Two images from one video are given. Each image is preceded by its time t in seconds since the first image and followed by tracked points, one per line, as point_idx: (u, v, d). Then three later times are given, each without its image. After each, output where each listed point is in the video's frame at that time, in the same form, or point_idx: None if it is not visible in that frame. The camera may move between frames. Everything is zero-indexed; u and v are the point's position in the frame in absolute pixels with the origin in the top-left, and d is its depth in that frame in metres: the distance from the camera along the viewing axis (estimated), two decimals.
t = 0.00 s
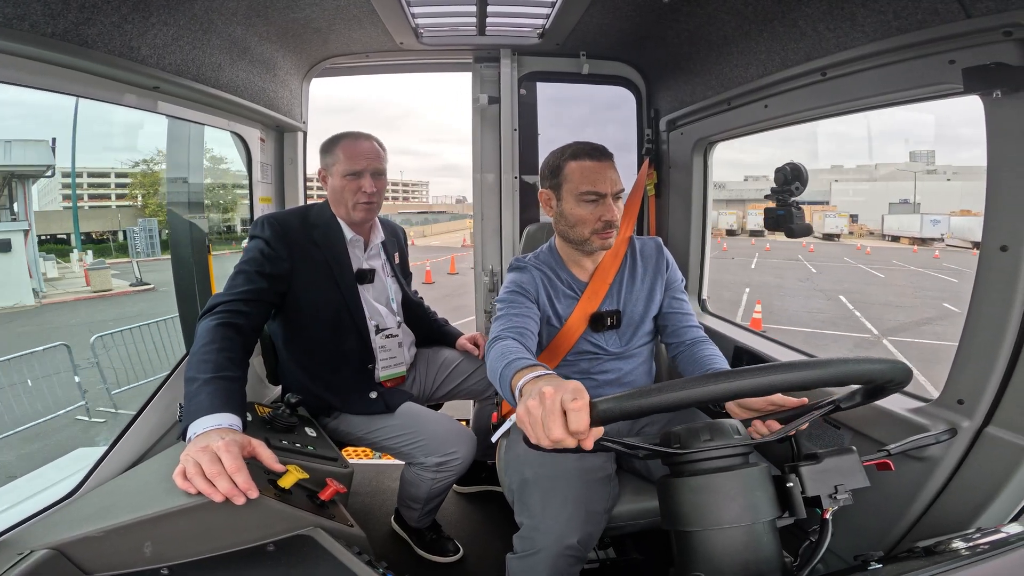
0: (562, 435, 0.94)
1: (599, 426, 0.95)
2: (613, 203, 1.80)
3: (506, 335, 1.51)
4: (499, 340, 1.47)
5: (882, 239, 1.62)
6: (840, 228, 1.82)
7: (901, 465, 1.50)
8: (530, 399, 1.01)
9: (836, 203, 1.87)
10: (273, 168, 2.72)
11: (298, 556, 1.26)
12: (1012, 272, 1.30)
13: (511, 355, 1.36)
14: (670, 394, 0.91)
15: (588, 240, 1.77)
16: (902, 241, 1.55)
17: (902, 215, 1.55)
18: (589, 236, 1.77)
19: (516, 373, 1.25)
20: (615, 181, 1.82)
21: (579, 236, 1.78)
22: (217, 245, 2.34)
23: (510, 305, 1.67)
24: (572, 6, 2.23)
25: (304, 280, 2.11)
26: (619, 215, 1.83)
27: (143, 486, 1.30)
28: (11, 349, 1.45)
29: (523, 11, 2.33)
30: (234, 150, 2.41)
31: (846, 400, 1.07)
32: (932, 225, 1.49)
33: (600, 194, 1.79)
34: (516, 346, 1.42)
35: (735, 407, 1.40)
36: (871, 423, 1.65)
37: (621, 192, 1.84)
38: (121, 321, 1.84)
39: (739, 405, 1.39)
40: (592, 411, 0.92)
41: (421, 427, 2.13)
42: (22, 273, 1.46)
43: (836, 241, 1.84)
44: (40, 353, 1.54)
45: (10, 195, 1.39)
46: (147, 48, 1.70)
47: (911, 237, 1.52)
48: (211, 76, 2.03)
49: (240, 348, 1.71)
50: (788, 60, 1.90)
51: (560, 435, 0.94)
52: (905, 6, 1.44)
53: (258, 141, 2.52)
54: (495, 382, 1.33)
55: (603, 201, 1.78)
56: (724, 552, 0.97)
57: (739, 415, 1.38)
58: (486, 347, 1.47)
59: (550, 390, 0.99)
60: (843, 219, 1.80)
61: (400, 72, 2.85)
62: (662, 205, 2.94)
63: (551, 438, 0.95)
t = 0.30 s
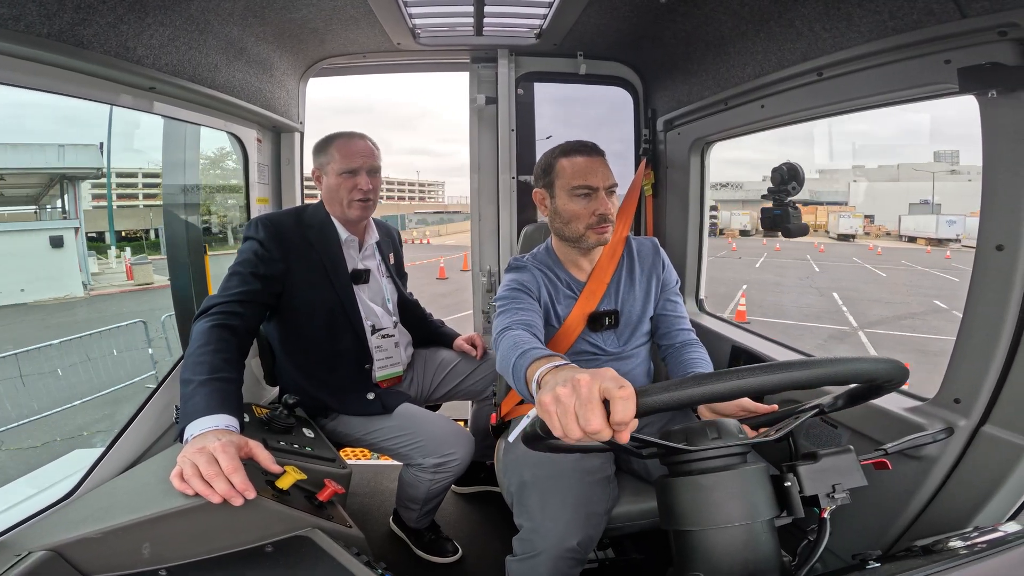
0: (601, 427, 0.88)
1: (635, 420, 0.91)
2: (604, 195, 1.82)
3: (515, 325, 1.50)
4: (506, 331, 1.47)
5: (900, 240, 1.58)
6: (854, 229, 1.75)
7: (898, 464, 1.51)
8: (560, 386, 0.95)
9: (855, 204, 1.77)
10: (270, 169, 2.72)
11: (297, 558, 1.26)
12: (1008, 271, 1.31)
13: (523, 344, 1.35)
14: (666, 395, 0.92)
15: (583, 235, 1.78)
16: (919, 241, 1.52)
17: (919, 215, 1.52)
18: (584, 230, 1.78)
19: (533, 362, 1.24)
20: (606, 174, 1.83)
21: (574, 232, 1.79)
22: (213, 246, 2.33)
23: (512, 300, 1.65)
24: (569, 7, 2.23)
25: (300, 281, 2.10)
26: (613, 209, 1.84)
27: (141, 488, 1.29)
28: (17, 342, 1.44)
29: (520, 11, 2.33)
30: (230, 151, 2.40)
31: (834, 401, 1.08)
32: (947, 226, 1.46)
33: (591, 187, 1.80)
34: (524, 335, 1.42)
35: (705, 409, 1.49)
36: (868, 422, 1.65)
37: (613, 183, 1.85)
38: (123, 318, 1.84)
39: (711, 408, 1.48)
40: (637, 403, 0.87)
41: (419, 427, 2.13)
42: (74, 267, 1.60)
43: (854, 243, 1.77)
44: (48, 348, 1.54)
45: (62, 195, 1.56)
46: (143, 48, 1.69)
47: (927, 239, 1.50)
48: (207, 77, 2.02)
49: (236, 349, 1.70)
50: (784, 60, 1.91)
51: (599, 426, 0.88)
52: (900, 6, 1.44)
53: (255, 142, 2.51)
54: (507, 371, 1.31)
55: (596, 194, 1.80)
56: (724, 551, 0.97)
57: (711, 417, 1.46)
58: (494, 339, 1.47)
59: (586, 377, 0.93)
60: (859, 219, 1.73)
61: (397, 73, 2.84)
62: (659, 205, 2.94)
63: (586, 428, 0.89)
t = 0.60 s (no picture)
0: (594, 428, 0.89)
1: (630, 420, 0.91)
2: (590, 178, 1.87)
3: (512, 323, 1.50)
4: (505, 330, 1.46)
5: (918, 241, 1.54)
6: (871, 229, 1.68)
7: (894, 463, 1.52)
8: (554, 388, 0.95)
9: (873, 204, 1.68)
10: (267, 169, 2.71)
11: (294, 558, 1.26)
12: (1004, 272, 1.32)
13: (521, 343, 1.35)
14: (662, 395, 0.92)
15: (575, 219, 1.81)
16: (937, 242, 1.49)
17: (940, 216, 1.49)
18: (576, 213, 1.81)
19: (531, 361, 1.23)
20: (589, 159, 1.88)
21: (567, 218, 1.81)
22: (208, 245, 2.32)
23: (507, 299, 1.66)
24: (567, 6, 2.23)
25: (296, 281, 2.10)
26: (601, 191, 1.87)
27: (137, 488, 1.29)
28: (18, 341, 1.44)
29: (519, 11, 2.33)
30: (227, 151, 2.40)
31: (831, 401, 1.08)
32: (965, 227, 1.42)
33: (577, 171, 1.85)
34: (523, 334, 1.42)
35: (707, 409, 1.51)
36: (864, 422, 1.66)
37: (598, 169, 1.90)
38: (118, 317, 1.81)
39: (712, 408, 1.50)
40: (631, 404, 0.88)
41: (416, 427, 2.13)
42: (121, 261, 1.83)
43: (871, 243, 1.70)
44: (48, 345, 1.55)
45: (109, 194, 1.77)
46: (140, 47, 1.69)
47: (947, 240, 1.48)
48: (205, 76, 2.01)
49: (231, 349, 1.70)
50: (781, 60, 1.92)
51: (592, 427, 0.89)
52: (897, 7, 1.45)
53: (252, 141, 2.51)
54: (506, 370, 1.31)
55: (581, 177, 1.85)
56: (721, 551, 0.97)
57: (712, 417, 1.48)
58: (494, 337, 1.47)
59: (580, 378, 0.93)
60: (875, 219, 1.66)
61: (395, 72, 2.84)
62: (657, 205, 2.94)
63: (581, 429, 0.89)
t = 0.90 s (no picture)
0: (589, 428, 0.89)
1: (624, 420, 0.91)
2: (586, 182, 1.87)
3: (511, 325, 1.50)
4: (503, 332, 1.46)
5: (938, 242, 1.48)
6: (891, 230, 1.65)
7: (892, 464, 1.52)
8: (548, 389, 0.95)
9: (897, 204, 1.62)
10: (266, 168, 2.71)
11: (292, 558, 1.25)
12: (1002, 273, 1.32)
13: (519, 344, 1.35)
14: (660, 395, 0.92)
15: (570, 223, 1.80)
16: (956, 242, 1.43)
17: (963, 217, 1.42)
18: (570, 217, 1.80)
19: (527, 364, 1.24)
20: (585, 163, 1.89)
21: (561, 223, 1.81)
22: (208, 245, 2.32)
23: (505, 300, 1.65)
24: (567, 7, 2.23)
25: (297, 280, 2.10)
26: (597, 195, 1.88)
27: (135, 487, 1.29)
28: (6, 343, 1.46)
29: (518, 11, 2.33)
30: (226, 151, 2.40)
31: (831, 401, 1.08)
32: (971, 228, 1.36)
33: (573, 175, 1.86)
34: (520, 335, 1.42)
35: (709, 409, 1.51)
36: (862, 422, 1.67)
37: (593, 173, 1.90)
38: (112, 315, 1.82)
39: (714, 407, 1.50)
40: (624, 404, 0.88)
41: (414, 427, 2.13)
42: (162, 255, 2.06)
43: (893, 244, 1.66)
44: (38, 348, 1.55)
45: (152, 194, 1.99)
46: (139, 47, 1.69)
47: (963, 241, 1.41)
48: (204, 75, 2.01)
49: (231, 348, 1.69)
50: (780, 61, 1.92)
51: (586, 428, 0.89)
52: (896, 7, 1.45)
53: (251, 141, 2.51)
54: (503, 373, 1.32)
55: (577, 181, 1.85)
56: (719, 551, 0.97)
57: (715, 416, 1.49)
58: (492, 338, 1.47)
59: (573, 380, 0.93)
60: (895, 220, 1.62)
61: (394, 72, 2.84)
62: (655, 205, 2.94)
63: (575, 430, 0.90)
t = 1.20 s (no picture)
0: (570, 432, 0.92)
1: (606, 422, 0.94)
2: (590, 182, 1.87)
3: (505, 330, 1.49)
4: (497, 337, 1.46)
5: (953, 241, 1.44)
6: (913, 232, 1.54)
7: (892, 463, 1.52)
8: (534, 394, 0.98)
9: (922, 205, 1.52)
10: (265, 168, 2.71)
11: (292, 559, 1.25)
12: (1001, 272, 1.32)
13: (512, 351, 1.35)
14: (659, 395, 0.92)
15: (574, 223, 1.80)
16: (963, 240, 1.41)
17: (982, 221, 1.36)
18: (575, 218, 1.80)
19: (520, 369, 1.24)
20: (590, 164, 1.88)
21: (565, 222, 1.80)
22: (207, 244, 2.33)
23: (505, 301, 1.65)
24: (566, 6, 2.22)
25: (303, 281, 2.10)
26: (601, 195, 1.88)
27: (136, 487, 1.29)
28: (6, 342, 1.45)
29: (518, 10, 2.33)
30: (226, 151, 2.40)
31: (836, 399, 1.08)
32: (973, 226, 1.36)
33: (576, 176, 1.85)
34: (516, 342, 1.41)
35: (724, 405, 1.45)
36: (862, 421, 1.67)
37: (597, 174, 1.90)
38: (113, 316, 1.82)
39: (729, 403, 1.44)
40: (602, 408, 0.90)
41: (414, 427, 2.13)
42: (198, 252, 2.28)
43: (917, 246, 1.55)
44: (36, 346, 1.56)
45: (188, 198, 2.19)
46: (138, 47, 1.68)
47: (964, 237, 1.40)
48: (203, 75, 2.01)
49: (234, 348, 1.69)
50: (779, 60, 1.92)
51: (567, 432, 0.92)
52: (895, 7, 1.46)
53: (251, 141, 2.51)
54: (496, 377, 1.32)
55: (581, 182, 1.85)
56: (719, 550, 0.97)
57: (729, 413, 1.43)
58: (486, 342, 1.46)
59: (555, 385, 0.96)
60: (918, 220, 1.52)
61: (393, 72, 2.84)
62: (654, 204, 2.94)
63: (558, 434, 0.93)
